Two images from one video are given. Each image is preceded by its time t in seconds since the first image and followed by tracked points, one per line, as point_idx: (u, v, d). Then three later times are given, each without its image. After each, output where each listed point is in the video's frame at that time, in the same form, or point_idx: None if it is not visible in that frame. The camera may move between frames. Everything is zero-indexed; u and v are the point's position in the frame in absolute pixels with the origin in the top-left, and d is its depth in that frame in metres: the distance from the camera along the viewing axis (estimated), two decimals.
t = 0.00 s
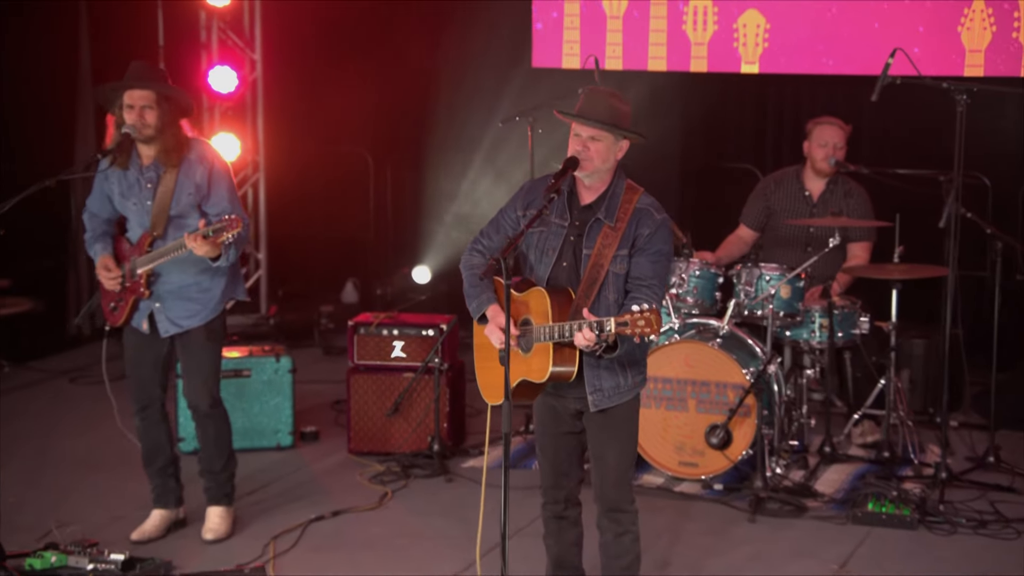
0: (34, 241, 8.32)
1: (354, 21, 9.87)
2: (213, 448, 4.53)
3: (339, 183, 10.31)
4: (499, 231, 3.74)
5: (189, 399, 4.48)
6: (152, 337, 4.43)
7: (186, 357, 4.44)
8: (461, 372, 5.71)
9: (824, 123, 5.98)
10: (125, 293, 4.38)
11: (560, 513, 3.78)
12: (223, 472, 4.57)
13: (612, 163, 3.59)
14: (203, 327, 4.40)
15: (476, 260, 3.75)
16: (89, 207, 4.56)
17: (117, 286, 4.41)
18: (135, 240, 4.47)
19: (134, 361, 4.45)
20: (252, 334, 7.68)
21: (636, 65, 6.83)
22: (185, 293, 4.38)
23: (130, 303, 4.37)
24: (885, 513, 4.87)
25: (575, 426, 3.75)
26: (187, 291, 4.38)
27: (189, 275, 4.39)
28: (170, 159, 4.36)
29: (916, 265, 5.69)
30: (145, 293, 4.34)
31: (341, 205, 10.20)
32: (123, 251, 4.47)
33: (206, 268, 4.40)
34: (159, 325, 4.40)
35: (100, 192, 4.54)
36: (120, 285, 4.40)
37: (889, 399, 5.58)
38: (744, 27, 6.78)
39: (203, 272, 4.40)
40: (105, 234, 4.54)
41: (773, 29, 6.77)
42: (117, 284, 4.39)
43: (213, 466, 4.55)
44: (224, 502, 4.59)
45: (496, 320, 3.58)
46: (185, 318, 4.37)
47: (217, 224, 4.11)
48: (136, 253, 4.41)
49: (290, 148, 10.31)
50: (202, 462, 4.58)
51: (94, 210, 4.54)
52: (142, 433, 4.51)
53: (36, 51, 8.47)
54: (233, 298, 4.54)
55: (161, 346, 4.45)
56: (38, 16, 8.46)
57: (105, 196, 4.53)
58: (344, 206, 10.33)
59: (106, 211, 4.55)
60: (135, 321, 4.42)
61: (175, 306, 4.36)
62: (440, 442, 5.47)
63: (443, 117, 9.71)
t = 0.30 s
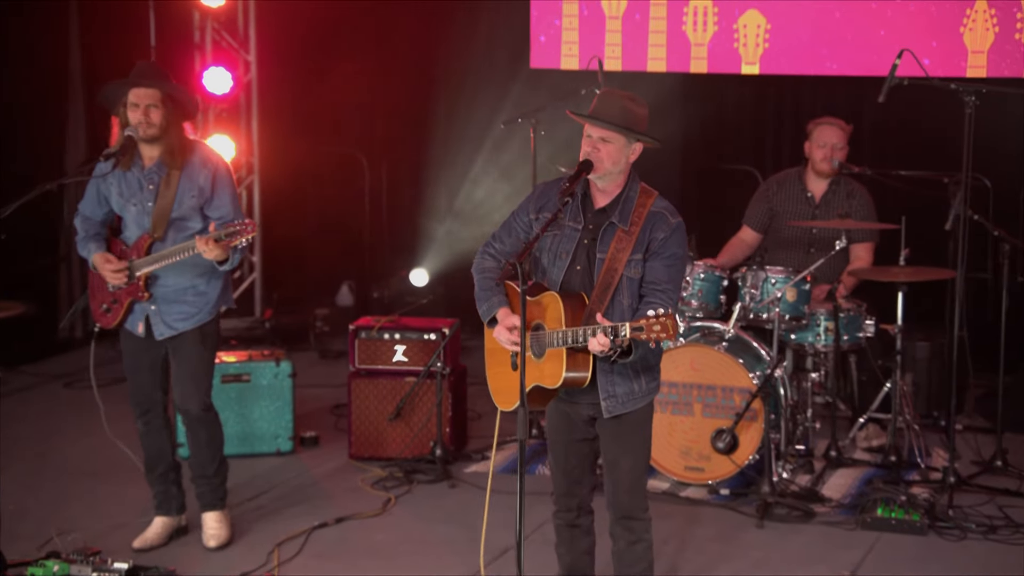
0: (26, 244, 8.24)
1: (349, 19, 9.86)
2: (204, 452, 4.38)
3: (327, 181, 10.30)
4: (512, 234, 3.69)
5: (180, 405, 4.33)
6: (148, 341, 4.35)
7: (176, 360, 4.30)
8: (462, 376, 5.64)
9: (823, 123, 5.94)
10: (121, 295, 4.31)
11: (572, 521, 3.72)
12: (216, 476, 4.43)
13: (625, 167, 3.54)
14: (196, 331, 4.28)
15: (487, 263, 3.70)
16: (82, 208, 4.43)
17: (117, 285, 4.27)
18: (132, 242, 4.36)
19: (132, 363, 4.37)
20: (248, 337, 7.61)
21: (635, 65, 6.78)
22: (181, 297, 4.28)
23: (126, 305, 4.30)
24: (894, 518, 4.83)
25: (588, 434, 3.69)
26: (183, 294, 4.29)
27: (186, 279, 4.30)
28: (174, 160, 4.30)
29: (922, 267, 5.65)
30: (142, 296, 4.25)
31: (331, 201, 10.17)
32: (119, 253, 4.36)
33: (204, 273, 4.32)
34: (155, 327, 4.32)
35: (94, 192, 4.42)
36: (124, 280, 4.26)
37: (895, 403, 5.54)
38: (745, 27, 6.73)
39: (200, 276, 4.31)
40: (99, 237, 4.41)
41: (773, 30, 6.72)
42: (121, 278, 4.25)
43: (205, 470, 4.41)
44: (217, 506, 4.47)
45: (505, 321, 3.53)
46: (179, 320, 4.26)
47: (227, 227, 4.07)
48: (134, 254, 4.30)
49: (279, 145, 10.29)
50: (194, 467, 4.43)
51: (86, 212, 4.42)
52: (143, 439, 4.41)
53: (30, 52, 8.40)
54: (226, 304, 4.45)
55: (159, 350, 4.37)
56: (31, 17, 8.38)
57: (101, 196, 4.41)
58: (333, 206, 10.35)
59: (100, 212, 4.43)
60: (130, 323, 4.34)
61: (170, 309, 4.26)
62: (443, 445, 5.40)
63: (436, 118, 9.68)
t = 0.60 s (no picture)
0: (18, 248, 8.14)
1: (348, 19, 9.86)
2: (212, 456, 4.42)
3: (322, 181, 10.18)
4: (524, 240, 3.63)
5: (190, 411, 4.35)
6: (155, 344, 4.32)
7: (186, 368, 4.30)
8: (465, 381, 5.56)
9: (822, 123, 5.86)
10: (129, 299, 4.25)
11: (587, 529, 3.67)
12: (221, 479, 4.47)
13: (636, 171, 3.44)
14: (207, 339, 4.27)
15: (500, 269, 3.63)
16: (91, 217, 4.37)
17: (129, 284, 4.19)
18: (141, 247, 4.33)
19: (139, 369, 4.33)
20: (244, 342, 7.53)
21: (635, 68, 6.67)
22: (191, 302, 4.26)
23: (135, 310, 4.23)
24: (904, 525, 4.79)
25: (603, 441, 3.63)
26: (193, 299, 4.27)
27: (196, 284, 4.27)
28: (186, 164, 4.27)
29: (929, 271, 5.59)
30: (152, 301, 4.20)
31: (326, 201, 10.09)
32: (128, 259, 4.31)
33: (214, 277, 4.30)
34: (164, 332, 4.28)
35: (100, 201, 4.35)
36: (137, 280, 4.17)
37: (902, 408, 5.50)
38: (746, 29, 6.62)
39: (210, 281, 4.30)
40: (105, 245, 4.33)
41: (776, 32, 6.61)
42: (134, 279, 4.17)
43: (211, 473, 4.44)
44: (220, 505, 4.52)
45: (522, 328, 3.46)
46: (191, 327, 4.25)
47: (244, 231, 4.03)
48: (144, 260, 4.27)
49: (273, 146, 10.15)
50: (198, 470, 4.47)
51: (94, 219, 4.35)
52: (149, 444, 4.38)
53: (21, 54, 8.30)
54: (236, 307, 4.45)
55: (167, 352, 4.34)
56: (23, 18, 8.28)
57: (108, 203, 4.34)
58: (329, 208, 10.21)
59: (106, 220, 4.35)
60: (138, 328, 4.29)
61: (182, 314, 4.24)
62: (446, 452, 5.32)
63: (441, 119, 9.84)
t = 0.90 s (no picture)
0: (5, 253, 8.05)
1: (339, 20, 9.86)
2: (214, 461, 4.38)
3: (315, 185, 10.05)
4: (536, 244, 3.59)
5: (200, 411, 4.36)
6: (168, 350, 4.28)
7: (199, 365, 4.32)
8: (463, 387, 5.51)
9: (816, 127, 5.80)
10: (144, 303, 4.22)
11: (595, 538, 3.60)
12: (219, 488, 4.44)
13: (655, 180, 3.43)
14: (225, 341, 4.28)
15: (510, 273, 3.58)
16: (101, 221, 4.30)
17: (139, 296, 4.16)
18: (155, 252, 4.30)
19: (142, 377, 4.27)
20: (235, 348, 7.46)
21: (629, 71, 6.62)
22: (209, 305, 4.27)
23: (150, 314, 4.21)
24: (908, 531, 4.76)
25: (610, 449, 3.58)
26: (210, 302, 4.27)
27: (213, 287, 4.29)
28: (204, 166, 4.25)
29: (930, 275, 5.56)
30: (173, 304, 4.19)
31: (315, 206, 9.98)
32: (141, 263, 4.28)
33: (230, 281, 4.33)
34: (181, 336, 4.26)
35: (110, 204, 4.30)
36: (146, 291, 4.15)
37: (903, 414, 5.47)
38: (741, 31, 6.58)
39: (225, 284, 4.32)
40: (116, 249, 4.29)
41: (771, 34, 6.57)
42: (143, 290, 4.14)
43: (210, 480, 4.40)
44: (215, 515, 4.46)
45: (529, 336, 3.42)
46: (209, 331, 4.25)
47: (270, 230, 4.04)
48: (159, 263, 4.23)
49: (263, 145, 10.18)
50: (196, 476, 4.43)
51: (104, 222, 4.29)
52: (150, 451, 4.32)
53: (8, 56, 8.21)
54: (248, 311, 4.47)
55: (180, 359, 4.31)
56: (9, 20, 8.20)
57: (119, 207, 4.31)
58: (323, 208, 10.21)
59: (117, 225, 4.31)
60: (152, 333, 4.24)
61: (198, 318, 4.24)
62: (444, 459, 5.26)
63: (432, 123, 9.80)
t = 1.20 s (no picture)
0: None
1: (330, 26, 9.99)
2: (215, 465, 4.34)
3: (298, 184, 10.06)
4: (539, 257, 3.55)
5: (202, 415, 4.32)
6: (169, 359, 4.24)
7: (202, 372, 4.29)
8: (458, 393, 5.47)
9: (807, 129, 5.71)
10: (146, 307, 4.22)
11: (602, 551, 3.57)
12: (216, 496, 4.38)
13: (654, 185, 3.36)
14: (229, 346, 4.28)
15: (514, 288, 3.53)
16: (101, 225, 4.29)
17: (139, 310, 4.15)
18: (160, 255, 4.28)
19: (143, 384, 4.22)
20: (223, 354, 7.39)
21: (619, 72, 6.61)
22: (214, 309, 4.26)
23: (155, 317, 4.20)
24: (910, 538, 4.74)
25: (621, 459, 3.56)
26: (216, 306, 4.27)
27: (218, 291, 4.28)
28: (214, 168, 4.26)
29: (926, 279, 5.53)
30: (178, 307, 4.19)
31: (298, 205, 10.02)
32: (146, 267, 4.27)
33: (233, 286, 4.32)
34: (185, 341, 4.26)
35: (113, 207, 4.27)
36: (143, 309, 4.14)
37: (900, 418, 5.45)
38: (732, 33, 6.55)
39: (229, 289, 4.31)
40: (121, 255, 4.27)
41: (762, 37, 6.53)
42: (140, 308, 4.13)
43: (207, 487, 4.35)
44: (210, 524, 4.41)
45: (539, 353, 3.38)
46: (213, 335, 4.24)
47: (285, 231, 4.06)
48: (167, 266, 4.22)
49: (250, 152, 10.24)
50: (195, 484, 4.38)
51: (108, 227, 4.28)
52: (149, 461, 4.24)
53: None
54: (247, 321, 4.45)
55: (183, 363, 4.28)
56: None
57: (124, 210, 4.28)
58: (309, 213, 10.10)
59: (121, 226, 4.29)
60: (155, 337, 4.23)
61: (204, 322, 4.24)
62: (440, 465, 5.21)
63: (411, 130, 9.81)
